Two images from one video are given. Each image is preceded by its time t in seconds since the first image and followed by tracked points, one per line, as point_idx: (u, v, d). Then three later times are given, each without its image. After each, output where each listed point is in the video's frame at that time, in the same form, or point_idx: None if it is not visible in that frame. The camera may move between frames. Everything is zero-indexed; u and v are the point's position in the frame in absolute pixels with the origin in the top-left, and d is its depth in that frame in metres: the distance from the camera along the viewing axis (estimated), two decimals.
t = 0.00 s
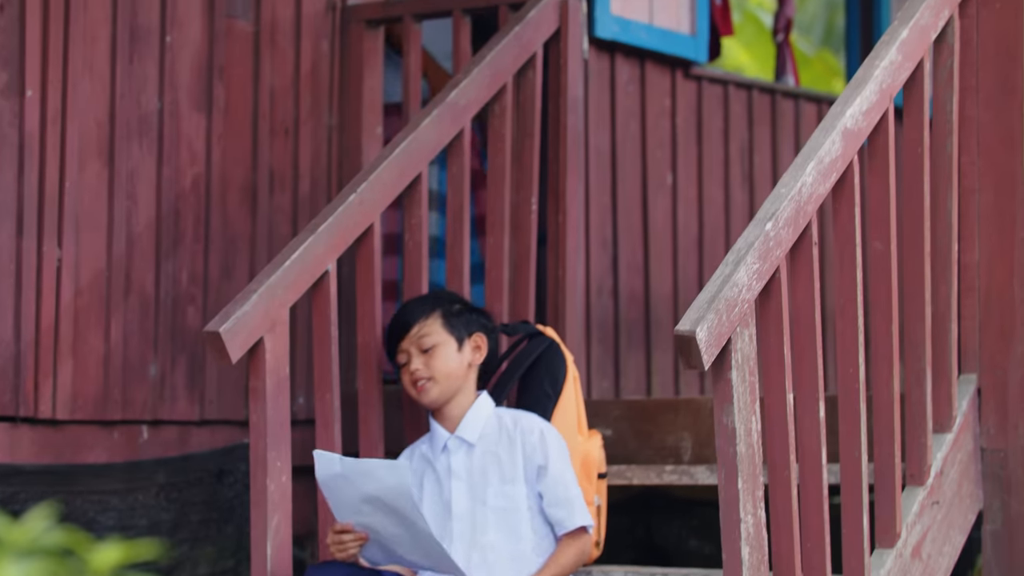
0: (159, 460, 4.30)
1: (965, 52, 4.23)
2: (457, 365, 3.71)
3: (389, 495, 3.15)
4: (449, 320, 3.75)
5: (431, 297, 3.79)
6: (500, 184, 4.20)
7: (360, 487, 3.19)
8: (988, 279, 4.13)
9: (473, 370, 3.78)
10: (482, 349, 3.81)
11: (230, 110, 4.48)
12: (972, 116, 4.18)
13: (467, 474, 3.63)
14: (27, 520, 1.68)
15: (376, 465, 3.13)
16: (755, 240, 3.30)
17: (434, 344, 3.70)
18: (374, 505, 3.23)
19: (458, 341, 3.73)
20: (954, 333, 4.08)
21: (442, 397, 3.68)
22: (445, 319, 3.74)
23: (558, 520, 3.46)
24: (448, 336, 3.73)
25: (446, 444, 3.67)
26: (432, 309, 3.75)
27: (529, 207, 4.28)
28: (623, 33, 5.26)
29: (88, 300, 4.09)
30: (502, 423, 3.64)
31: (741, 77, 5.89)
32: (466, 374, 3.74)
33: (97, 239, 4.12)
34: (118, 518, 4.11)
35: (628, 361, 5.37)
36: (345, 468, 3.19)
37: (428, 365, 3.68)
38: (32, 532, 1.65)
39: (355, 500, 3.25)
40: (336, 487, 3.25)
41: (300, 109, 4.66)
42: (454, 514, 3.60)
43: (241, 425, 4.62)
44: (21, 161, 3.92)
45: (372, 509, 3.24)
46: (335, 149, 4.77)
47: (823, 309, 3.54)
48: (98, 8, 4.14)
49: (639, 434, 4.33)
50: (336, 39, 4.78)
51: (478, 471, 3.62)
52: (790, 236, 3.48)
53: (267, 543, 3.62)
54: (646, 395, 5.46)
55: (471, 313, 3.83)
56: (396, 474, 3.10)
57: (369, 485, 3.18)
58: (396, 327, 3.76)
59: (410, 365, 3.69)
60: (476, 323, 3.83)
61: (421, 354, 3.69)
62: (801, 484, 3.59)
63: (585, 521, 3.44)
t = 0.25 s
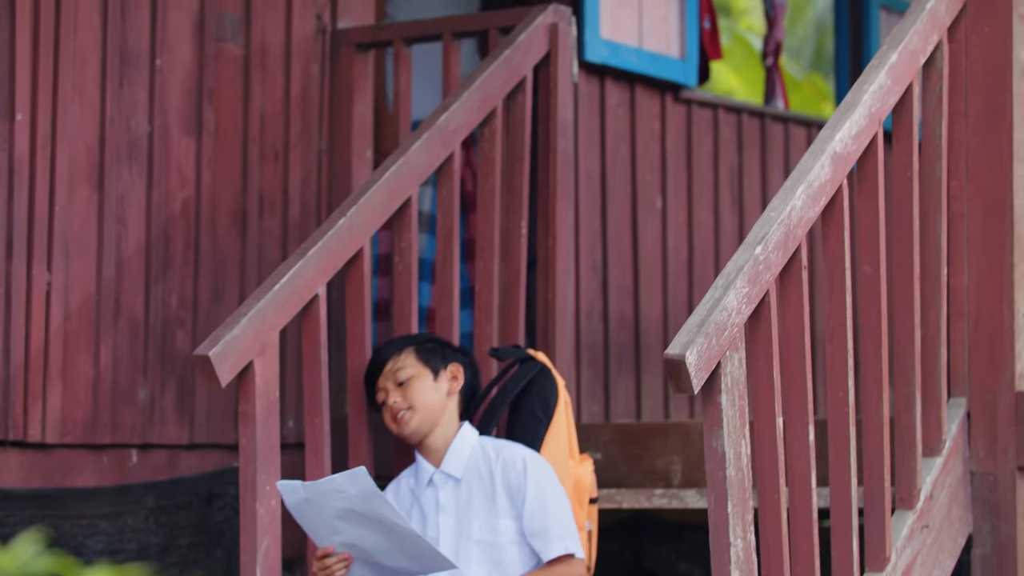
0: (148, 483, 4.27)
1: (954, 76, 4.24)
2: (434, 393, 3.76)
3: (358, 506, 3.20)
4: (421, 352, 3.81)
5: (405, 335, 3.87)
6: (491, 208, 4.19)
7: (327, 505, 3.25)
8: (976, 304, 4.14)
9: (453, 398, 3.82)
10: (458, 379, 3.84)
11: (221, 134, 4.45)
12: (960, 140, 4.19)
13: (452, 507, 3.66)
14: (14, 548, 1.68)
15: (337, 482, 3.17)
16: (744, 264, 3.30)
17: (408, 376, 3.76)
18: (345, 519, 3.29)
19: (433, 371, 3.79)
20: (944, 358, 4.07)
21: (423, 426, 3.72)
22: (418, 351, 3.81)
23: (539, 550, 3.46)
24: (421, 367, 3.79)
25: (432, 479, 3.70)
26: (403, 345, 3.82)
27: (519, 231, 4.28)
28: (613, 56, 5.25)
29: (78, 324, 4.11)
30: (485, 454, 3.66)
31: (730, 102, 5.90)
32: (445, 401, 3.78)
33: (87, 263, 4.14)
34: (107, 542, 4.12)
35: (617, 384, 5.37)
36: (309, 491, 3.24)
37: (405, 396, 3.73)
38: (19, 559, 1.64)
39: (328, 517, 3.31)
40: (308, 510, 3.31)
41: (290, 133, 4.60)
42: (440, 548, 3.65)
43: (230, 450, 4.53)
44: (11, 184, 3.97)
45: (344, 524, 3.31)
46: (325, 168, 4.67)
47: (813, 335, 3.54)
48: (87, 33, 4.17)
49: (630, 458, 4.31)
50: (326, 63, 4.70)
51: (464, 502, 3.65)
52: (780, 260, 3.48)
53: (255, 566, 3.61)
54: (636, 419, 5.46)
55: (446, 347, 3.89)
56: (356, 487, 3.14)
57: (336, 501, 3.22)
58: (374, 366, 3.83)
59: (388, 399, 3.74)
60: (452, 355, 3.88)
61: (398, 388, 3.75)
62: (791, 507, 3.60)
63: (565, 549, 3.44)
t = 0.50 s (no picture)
0: (133, 502, 4.26)
1: (938, 95, 4.24)
2: (414, 418, 3.77)
3: (328, 516, 3.23)
4: (402, 376, 3.81)
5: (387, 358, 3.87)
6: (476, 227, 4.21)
7: (297, 521, 3.27)
8: (960, 322, 4.14)
9: (435, 423, 3.83)
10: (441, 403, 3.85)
11: (205, 153, 4.45)
12: (944, 159, 4.20)
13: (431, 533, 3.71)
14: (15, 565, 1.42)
15: (302, 494, 3.20)
16: (729, 283, 3.32)
17: (388, 400, 3.77)
18: (317, 532, 3.31)
19: (414, 396, 3.79)
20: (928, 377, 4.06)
21: (401, 451, 3.74)
22: (398, 375, 3.81)
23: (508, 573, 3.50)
24: (401, 391, 3.79)
25: (411, 506, 3.75)
26: (384, 369, 3.82)
27: (503, 249, 4.28)
28: (598, 75, 5.27)
29: (62, 342, 4.10)
30: (461, 478, 3.70)
31: (715, 120, 5.90)
32: (425, 427, 3.79)
33: (71, 282, 4.13)
34: (91, 562, 4.12)
35: (602, 404, 5.37)
36: (276, 511, 3.26)
37: (384, 421, 3.74)
38: None
39: (300, 535, 3.33)
40: (279, 533, 3.32)
41: (274, 151, 4.60)
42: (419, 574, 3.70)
43: (216, 468, 4.52)
44: None
45: (319, 538, 3.33)
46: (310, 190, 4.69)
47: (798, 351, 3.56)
48: (72, 51, 4.16)
49: (614, 476, 4.34)
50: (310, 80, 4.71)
51: (443, 528, 3.70)
52: (763, 279, 3.49)
53: None
54: (621, 438, 5.46)
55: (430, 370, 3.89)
56: (322, 495, 3.18)
57: (305, 514, 3.25)
58: (355, 390, 3.85)
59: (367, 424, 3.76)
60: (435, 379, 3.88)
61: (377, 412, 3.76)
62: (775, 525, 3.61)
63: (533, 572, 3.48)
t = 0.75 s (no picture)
0: (114, 528, 4.22)
1: (920, 121, 4.24)
2: (397, 472, 3.67)
3: (317, 561, 3.32)
4: (389, 426, 3.68)
5: (371, 395, 3.71)
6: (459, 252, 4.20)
7: (287, 558, 3.37)
8: (942, 348, 4.14)
9: (415, 469, 3.74)
10: (422, 447, 3.75)
11: (188, 179, 4.43)
12: (926, 186, 4.20)
13: None
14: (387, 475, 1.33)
15: (296, 539, 3.29)
16: (710, 308, 3.31)
17: (373, 453, 3.64)
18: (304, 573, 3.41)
19: (398, 448, 3.67)
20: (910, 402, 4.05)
21: (381, 505, 3.66)
22: (384, 425, 3.67)
23: None
24: (387, 443, 3.67)
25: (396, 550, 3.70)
26: (370, 414, 3.67)
27: (486, 274, 4.28)
28: (580, 101, 5.25)
29: (43, 368, 4.12)
30: (446, 523, 3.65)
31: (697, 145, 5.97)
32: (407, 478, 3.70)
33: (53, 306, 4.15)
34: None
35: (585, 429, 5.37)
36: (269, 543, 3.36)
37: (367, 474, 3.63)
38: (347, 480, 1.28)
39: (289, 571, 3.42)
40: (268, 563, 3.41)
41: (257, 177, 4.57)
42: None
43: (197, 494, 4.43)
44: None
45: None
46: (292, 215, 4.65)
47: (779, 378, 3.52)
48: (55, 77, 4.19)
49: (597, 501, 4.33)
50: (293, 106, 4.68)
51: None
52: (745, 304, 3.49)
53: None
54: (604, 464, 5.45)
55: (411, 409, 3.76)
56: (314, 546, 3.26)
57: (295, 555, 3.34)
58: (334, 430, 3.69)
59: (348, 473, 3.65)
60: (416, 421, 3.76)
61: (361, 464, 3.64)
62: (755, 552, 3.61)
63: None
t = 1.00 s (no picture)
0: (98, 553, 4.22)
1: (903, 147, 4.25)
2: (390, 523, 3.56)
3: None
4: (387, 479, 3.55)
5: (371, 443, 3.57)
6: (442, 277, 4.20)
7: None
8: (925, 372, 4.14)
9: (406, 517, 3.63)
10: (416, 495, 3.63)
11: (172, 204, 4.43)
12: (909, 212, 4.21)
13: None
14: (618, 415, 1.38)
15: None
16: (694, 332, 3.32)
17: (370, 504, 3.52)
18: None
19: (394, 500, 3.56)
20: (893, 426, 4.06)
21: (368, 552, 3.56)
22: (384, 477, 3.54)
23: None
24: (383, 495, 3.55)
25: None
26: (371, 465, 3.53)
27: (470, 298, 4.28)
28: (564, 125, 5.26)
29: (26, 394, 4.09)
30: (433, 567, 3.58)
31: (682, 170, 5.98)
32: (398, 528, 3.59)
33: (36, 331, 4.13)
34: None
35: (568, 454, 5.39)
36: None
37: (361, 524, 3.52)
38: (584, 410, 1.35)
39: None
40: None
41: (241, 202, 4.58)
42: None
43: (180, 518, 4.43)
44: None
45: None
46: (277, 241, 4.67)
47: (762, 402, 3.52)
48: (39, 101, 4.18)
49: (580, 526, 4.31)
50: (277, 130, 4.70)
51: None
52: (729, 329, 3.49)
53: None
54: (587, 489, 5.48)
55: (409, 456, 3.64)
56: None
57: None
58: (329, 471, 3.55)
59: (340, 518, 3.53)
60: (413, 470, 3.64)
61: (355, 513, 3.52)
62: None
63: None
